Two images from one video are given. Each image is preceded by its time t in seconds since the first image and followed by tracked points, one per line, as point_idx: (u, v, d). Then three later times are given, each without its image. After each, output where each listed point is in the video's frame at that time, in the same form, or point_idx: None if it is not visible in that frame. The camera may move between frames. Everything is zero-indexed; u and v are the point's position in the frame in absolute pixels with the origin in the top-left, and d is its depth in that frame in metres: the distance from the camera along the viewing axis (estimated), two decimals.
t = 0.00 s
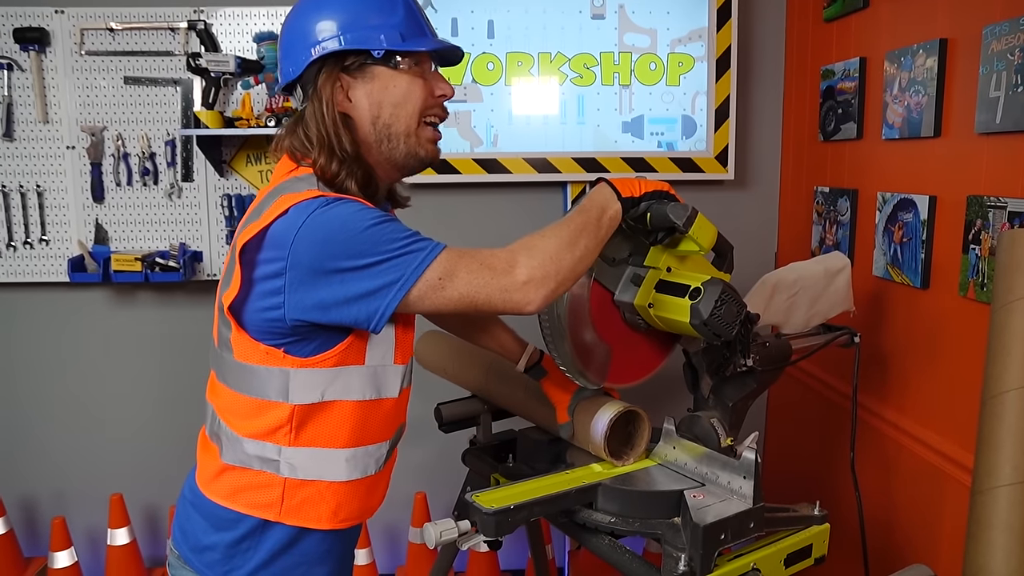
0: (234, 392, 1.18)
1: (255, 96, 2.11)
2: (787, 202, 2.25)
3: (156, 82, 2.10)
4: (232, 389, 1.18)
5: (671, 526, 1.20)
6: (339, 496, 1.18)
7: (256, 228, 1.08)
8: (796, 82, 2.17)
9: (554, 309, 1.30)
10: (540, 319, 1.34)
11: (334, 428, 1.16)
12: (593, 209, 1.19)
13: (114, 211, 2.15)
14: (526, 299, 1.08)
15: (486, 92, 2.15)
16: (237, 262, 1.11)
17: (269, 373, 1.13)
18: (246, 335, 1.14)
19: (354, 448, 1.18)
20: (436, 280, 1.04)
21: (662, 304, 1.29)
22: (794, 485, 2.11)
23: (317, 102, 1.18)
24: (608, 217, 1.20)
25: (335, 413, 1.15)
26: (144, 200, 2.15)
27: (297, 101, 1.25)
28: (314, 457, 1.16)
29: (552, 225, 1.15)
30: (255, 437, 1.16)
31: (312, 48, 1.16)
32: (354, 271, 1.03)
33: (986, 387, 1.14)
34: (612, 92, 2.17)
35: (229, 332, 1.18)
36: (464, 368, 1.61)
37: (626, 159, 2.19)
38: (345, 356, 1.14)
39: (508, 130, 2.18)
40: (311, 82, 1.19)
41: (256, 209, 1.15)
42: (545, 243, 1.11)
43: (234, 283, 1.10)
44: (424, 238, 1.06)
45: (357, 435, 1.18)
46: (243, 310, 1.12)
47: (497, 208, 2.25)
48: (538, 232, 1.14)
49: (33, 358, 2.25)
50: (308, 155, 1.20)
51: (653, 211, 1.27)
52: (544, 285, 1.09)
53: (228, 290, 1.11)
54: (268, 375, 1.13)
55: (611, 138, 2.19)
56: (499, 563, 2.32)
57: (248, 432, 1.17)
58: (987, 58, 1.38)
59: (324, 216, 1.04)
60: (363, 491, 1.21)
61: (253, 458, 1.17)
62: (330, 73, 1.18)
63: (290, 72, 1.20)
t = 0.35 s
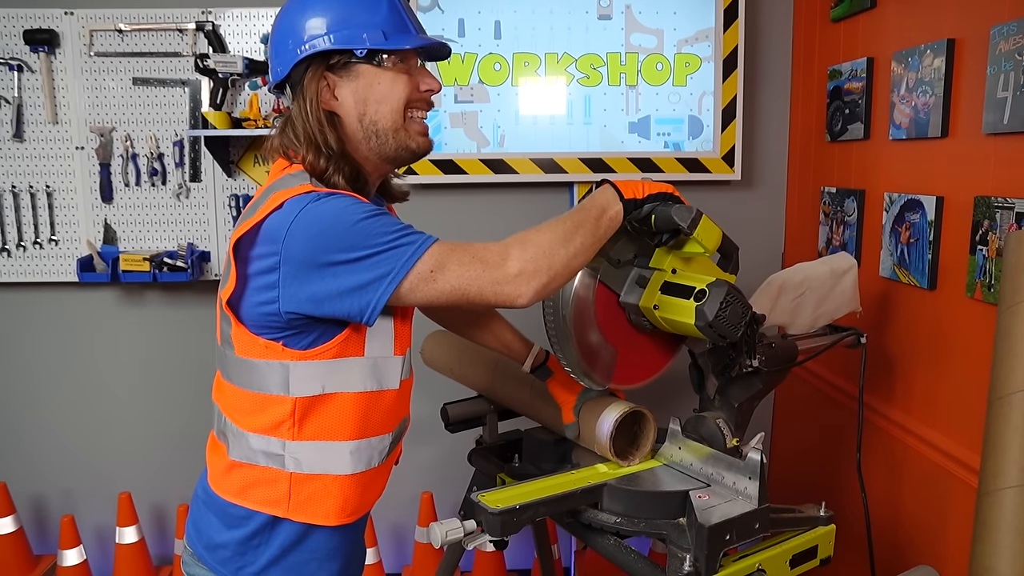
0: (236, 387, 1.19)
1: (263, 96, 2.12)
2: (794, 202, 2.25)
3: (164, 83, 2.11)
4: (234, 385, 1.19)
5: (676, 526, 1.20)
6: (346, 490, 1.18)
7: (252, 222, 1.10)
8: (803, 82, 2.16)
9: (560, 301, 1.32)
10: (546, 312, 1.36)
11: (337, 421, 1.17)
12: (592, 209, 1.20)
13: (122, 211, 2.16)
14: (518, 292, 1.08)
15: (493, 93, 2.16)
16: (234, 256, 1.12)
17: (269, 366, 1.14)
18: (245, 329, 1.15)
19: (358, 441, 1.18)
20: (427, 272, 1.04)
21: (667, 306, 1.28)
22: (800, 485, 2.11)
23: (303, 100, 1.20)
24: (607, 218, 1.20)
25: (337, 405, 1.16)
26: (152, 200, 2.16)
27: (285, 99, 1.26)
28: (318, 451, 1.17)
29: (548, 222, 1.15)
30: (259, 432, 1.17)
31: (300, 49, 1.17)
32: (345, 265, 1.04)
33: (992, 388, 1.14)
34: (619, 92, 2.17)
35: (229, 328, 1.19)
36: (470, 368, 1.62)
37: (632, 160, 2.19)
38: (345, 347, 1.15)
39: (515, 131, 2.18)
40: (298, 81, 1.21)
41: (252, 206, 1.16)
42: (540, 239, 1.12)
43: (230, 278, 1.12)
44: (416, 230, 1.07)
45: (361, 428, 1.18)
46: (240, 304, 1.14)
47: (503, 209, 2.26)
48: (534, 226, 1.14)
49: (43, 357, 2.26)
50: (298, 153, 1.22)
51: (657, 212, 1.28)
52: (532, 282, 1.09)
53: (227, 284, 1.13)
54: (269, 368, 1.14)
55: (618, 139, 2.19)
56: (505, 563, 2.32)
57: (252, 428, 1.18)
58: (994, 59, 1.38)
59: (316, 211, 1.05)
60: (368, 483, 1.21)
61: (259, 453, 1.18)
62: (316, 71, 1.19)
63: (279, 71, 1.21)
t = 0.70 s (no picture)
0: (238, 387, 1.20)
1: (270, 97, 2.14)
2: (800, 204, 2.24)
3: (172, 84, 2.12)
4: (236, 384, 1.20)
5: (680, 526, 1.21)
6: (348, 489, 1.19)
7: (252, 221, 1.11)
8: (809, 83, 2.16)
9: (563, 306, 1.33)
10: (550, 315, 1.37)
11: (338, 420, 1.17)
12: (594, 211, 1.20)
13: (130, 212, 2.18)
14: (516, 290, 1.09)
15: (498, 94, 2.16)
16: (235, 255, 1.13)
17: (270, 365, 1.15)
18: (247, 328, 1.16)
19: (359, 441, 1.19)
20: (425, 269, 1.05)
21: (671, 310, 1.30)
22: (805, 486, 2.11)
23: (305, 103, 1.21)
24: (608, 220, 1.21)
25: (337, 404, 1.17)
26: (160, 200, 2.17)
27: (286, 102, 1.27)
28: (319, 450, 1.17)
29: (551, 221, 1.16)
30: (261, 431, 1.18)
31: (305, 49, 1.18)
32: (344, 262, 1.04)
33: (996, 389, 1.14)
34: (624, 93, 2.17)
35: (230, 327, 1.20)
36: (476, 368, 1.63)
37: (638, 160, 2.20)
38: (345, 347, 1.16)
39: (520, 132, 2.18)
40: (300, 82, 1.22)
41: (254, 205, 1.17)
42: (539, 239, 1.12)
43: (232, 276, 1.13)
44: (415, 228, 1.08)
45: (361, 427, 1.19)
46: (242, 302, 1.15)
47: (508, 209, 2.26)
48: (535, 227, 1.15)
49: (51, 356, 2.28)
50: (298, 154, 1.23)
51: (660, 217, 1.27)
52: (535, 278, 1.10)
53: (229, 282, 1.14)
54: (269, 367, 1.15)
55: (623, 139, 2.20)
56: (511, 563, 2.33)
57: (254, 427, 1.19)
58: (1000, 60, 1.38)
59: (316, 209, 1.06)
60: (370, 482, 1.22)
61: (261, 452, 1.19)
62: (320, 73, 1.20)
63: (283, 71, 1.22)
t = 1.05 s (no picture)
0: (231, 377, 1.20)
1: (275, 99, 2.15)
2: (803, 204, 2.25)
3: (177, 86, 2.14)
4: (229, 373, 1.20)
5: (682, 526, 1.21)
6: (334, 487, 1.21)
7: (263, 205, 1.13)
8: (812, 84, 2.16)
9: (563, 306, 1.34)
10: (552, 313, 1.38)
11: (330, 417, 1.18)
12: (595, 212, 1.21)
13: (136, 212, 2.19)
14: (515, 288, 1.10)
15: (502, 95, 2.17)
16: (242, 238, 1.16)
17: (269, 353, 1.16)
18: (247, 313, 1.16)
19: (350, 438, 1.21)
20: (427, 260, 1.05)
21: (672, 311, 1.30)
22: (808, 486, 2.11)
23: (369, 124, 1.16)
24: (609, 221, 1.21)
25: (333, 400, 1.18)
26: (166, 201, 2.19)
27: (345, 93, 1.19)
28: (312, 446, 1.18)
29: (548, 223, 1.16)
30: (253, 426, 1.18)
31: (404, 80, 1.15)
32: (348, 246, 1.05)
33: (997, 390, 1.14)
34: (628, 94, 2.18)
35: (228, 313, 1.20)
36: (479, 369, 1.64)
37: (641, 161, 2.20)
38: (342, 343, 1.17)
39: (524, 132, 2.19)
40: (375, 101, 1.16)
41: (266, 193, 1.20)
42: (539, 240, 1.13)
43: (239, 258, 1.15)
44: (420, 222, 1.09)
45: (352, 425, 1.21)
46: (246, 287, 1.16)
47: (512, 209, 2.27)
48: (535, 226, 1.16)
49: (59, 356, 2.30)
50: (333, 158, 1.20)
51: (661, 219, 1.28)
52: (530, 279, 1.10)
53: (234, 265, 1.16)
54: (268, 355, 1.16)
55: (627, 140, 2.20)
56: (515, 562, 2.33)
57: (246, 421, 1.19)
58: (1002, 61, 1.38)
59: (325, 194, 1.08)
60: (353, 480, 1.24)
61: (252, 448, 1.19)
62: (398, 107, 1.17)
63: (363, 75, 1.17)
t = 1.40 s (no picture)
0: (232, 363, 1.20)
1: (279, 99, 2.16)
2: (805, 204, 2.25)
3: (182, 86, 2.15)
4: (230, 359, 1.20)
5: (682, 524, 1.22)
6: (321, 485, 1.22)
7: (288, 194, 1.16)
8: (815, 84, 2.17)
9: (560, 320, 1.31)
10: (548, 332, 1.35)
11: (327, 413, 1.20)
12: (582, 243, 1.18)
13: (141, 212, 2.20)
14: (505, 316, 1.07)
15: (505, 95, 2.17)
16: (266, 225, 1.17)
17: (278, 341, 1.17)
18: (263, 299, 1.17)
19: (342, 437, 1.22)
20: (424, 271, 1.04)
21: (670, 332, 1.28)
22: (810, 486, 2.11)
23: (412, 151, 1.21)
24: (598, 250, 1.19)
25: (333, 397, 1.19)
26: (170, 200, 2.20)
27: (377, 120, 1.23)
28: (307, 442, 1.19)
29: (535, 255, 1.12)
30: (251, 416, 1.19)
31: (439, 111, 1.21)
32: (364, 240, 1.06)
33: (997, 390, 1.14)
34: (630, 94, 2.19)
35: (241, 299, 1.21)
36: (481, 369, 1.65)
37: (644, 161, 2.21)
38: (347, 342, 1.18)
39: (527, 133, 2.20)
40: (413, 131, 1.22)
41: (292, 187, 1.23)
42: (533, 266, 1.10)
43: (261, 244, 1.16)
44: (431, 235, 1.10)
45: (348, 424, 1.22)
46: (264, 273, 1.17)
47: (515, 209, 2.28)
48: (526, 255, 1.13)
49: (63, 355, 2.31)
50: (371, 176, 1.21)
51: (649, 247, 1.27)
52: (519, 310, 1.07)
53: (255, 250, 1.17)
54: (276, 343, 1.17)
55: (629, 140, 2.21)
56: (516, 561, 2.34)
57: (244, 410, 1.19)
58: (1004, 61, 1.38)
59: (352, 191, 1.11)
60: (338, 480, 1.25)
61: (247, 438, 1.19)
62: (430, 136, 1.23)
63: (400, 103, 1.21)
